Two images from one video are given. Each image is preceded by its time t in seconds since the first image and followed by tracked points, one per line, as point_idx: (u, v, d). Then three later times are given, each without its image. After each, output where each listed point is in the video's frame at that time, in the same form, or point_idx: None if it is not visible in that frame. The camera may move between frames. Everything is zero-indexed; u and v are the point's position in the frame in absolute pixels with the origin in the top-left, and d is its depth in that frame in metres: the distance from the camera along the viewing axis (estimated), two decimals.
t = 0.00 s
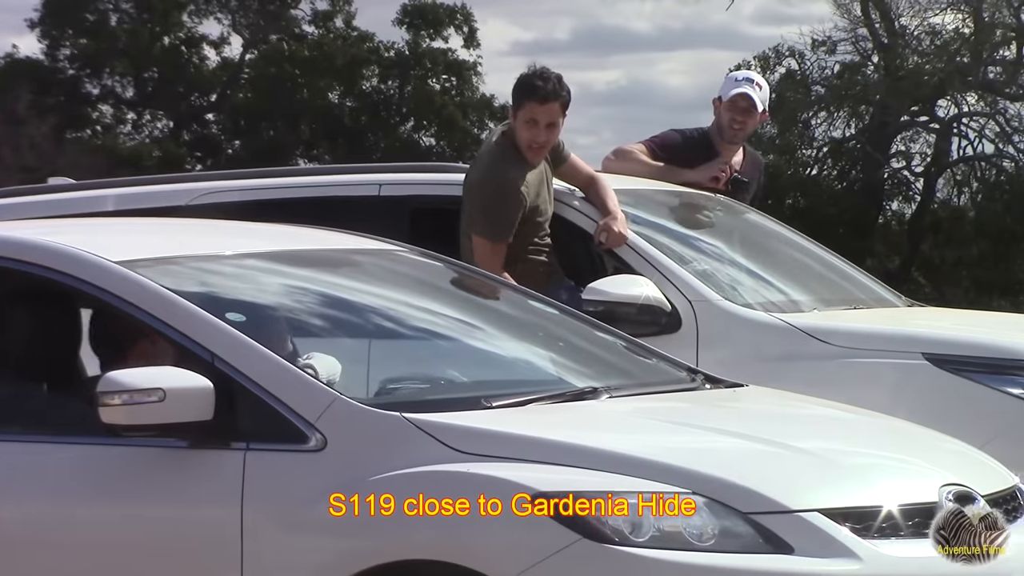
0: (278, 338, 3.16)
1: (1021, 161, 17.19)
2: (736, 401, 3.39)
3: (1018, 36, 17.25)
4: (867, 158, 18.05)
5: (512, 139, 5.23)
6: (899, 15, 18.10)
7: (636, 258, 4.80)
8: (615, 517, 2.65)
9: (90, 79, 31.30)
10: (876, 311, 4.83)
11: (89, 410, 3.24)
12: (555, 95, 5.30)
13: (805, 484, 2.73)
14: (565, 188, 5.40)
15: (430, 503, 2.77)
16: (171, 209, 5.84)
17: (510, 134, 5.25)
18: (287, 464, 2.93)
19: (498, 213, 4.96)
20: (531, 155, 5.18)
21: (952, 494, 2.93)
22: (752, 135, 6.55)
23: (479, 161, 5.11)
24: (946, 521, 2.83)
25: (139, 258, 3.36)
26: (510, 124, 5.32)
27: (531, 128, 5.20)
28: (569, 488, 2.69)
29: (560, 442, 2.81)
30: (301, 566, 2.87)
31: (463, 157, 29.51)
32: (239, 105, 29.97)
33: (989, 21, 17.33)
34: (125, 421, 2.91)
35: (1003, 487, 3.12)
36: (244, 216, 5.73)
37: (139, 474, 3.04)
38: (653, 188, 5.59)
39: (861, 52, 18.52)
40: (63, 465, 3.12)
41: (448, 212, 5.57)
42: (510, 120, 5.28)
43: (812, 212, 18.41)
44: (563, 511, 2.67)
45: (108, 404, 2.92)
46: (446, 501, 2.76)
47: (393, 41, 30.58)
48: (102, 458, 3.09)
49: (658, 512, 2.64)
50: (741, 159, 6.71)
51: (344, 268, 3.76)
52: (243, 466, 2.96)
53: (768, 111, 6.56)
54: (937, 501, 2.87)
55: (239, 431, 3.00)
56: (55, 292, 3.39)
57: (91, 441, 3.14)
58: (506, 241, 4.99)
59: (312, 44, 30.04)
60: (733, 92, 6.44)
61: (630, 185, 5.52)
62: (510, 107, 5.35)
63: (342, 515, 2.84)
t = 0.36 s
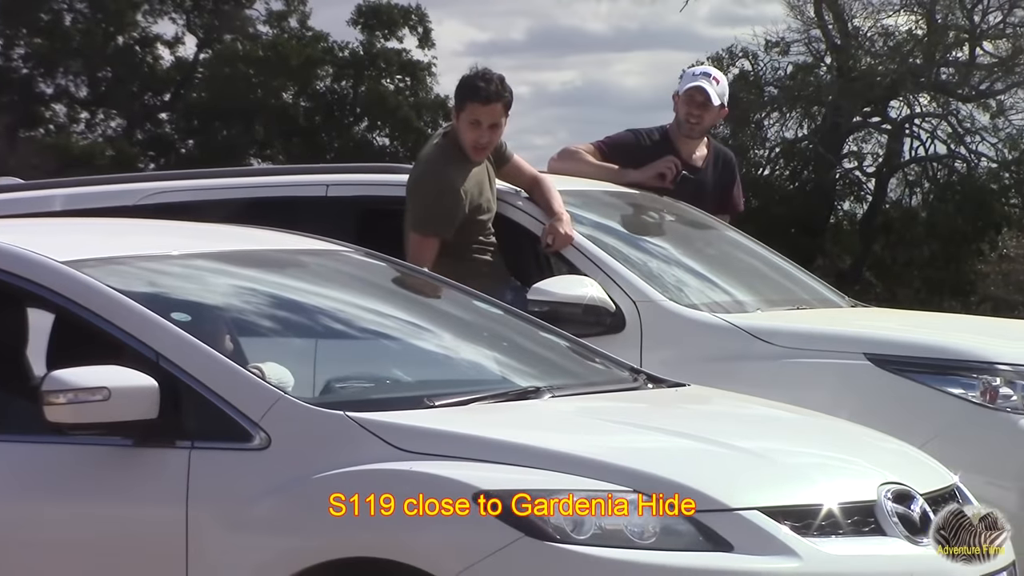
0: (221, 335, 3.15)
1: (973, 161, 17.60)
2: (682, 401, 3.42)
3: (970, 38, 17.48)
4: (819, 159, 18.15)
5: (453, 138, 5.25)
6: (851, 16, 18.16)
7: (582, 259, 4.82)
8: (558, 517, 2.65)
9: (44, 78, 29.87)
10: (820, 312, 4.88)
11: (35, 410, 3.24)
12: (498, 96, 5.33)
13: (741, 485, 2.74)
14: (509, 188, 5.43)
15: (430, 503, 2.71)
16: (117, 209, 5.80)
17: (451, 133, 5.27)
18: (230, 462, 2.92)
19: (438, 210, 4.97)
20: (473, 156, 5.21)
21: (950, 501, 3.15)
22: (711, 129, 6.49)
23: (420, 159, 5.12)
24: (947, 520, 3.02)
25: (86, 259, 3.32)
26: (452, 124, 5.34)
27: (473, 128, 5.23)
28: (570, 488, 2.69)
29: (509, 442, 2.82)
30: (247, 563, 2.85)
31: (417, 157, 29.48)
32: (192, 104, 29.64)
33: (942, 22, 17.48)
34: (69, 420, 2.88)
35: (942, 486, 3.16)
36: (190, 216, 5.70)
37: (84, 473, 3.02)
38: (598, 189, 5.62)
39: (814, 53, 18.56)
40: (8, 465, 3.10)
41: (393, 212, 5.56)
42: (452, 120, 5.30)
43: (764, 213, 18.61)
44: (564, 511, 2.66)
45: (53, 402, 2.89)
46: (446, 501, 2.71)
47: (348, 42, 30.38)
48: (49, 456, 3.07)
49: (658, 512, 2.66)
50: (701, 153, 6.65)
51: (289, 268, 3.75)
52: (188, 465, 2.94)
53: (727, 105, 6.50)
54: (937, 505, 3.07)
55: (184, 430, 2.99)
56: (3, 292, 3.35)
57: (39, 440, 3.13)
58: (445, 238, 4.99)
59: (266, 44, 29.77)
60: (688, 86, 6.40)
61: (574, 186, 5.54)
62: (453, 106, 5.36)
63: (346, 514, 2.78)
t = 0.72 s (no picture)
0: (193, 346, 3.13)
1: (948, 167, 17.61)
2: (657, 410, 3.41)
3: (944, 43, 17.51)
4: (794, 165, 18.23)
5: (429, 150, 5.21)
6: (824, 21, 18.18)
7: (555, 266, 4.81)
8: (529, 525, 2.65)
9: (18, 84, 29.74)
10: (791, 320, 4.91)
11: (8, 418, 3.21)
12: (475, 111, 5.28)
13: (718, 493, 2.75)
14: (482, 197, 5.42)
15: (430, 503, 2.70)
16: (90, 217, 5.76)
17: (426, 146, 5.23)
18: (204, 471, 2.89)
19: (410, 227, 4.96)
20: (447, 170, 5.17)
21: (950, 507, 3.34)
22: (697, 139, 6.44)
23: (394, 173, 5.09)
24: (947, 521, 3.18)
25: (60, 268, 3.30)
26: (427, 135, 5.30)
27: (449, 142, 5.18)
28: (569, 489, 2.69)
29: (483, 451, 2.81)
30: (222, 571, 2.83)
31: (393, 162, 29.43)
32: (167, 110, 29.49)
33: (916, 27, 17.55)
34: (43, 430, 2.86)
35: (913, 493, 3.18)
36: (164, 224, 5.66)
37: (59, 481, 2.99)
38: (569, 197, 5.62)
39: (787, 58, 18.60)
40: None
41: (366, 220, 5.55)
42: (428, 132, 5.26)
43: (741, 219, 18.71)
44: (563, 511, 2.65)
45: (26, 412, 2.86)
46: (446, 501, 2.69)
47: (322, 47, 30.29)
48: (22, 465, 3.04)
49: (657, 513, 2.67)
50: (690, 162, 6.59)
51: (262, 276, 3.73)
52: (161, 474, 2.92)
53: (714, 116, 6.45)
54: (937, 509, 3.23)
55: (157, 439, 2.96)
56: None
57: (12, 449, 3.09)
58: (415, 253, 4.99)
59: (241, 49, 29.62)
60: (675, 95, 6.37)
61: (547, 194, 5.55)
62: (429, 117, 5.32)
63: (345, 514, 2.74)
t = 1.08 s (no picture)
0: (210, 344, 3.13)
1: (964, 169, 17.49)
2: (676, 410, 3.40)
3: (960, 45, 17.43)
4: (809, 166, 18.17)
5: (448, 150, 5.18)
6: (841, 24, 18.06)
7: (572, 265, 4.81)
8: (547, 524, 2.65)
9: (34, 84, 29.59)
10: (809, 320, 4.89)
11: (23, 415, 3.23)
12: (494, 110, 5.22)
13: (731, 492, 2.74)
14: (501, 196, 5.42)
15: (430, 503, 2.70)
16: (106, 214, 5.79)
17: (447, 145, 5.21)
18: (219, 469, 2.90)
19: (426, 230, 4.96)
20: (466, 170, 5.15)
21: (952, 504, 3.22)
22: (729, 138, 6.40)
23: (413, 174, 5.08)
24: (946, 521, 3.08)
25: (76, 264, 3.31)
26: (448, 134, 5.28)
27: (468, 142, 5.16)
28: (571, 489, 2.69)
29: (501, 450, 2.81)
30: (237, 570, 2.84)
31: (408, 163, 29.51)
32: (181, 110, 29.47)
33: (932, 30, 17.42)
34: (59, 426, 2.87)
35: (933, 494, 3.16)
36: (179, 222, 5.69)
37: (75, 477, 3.00)
38: (586, 196, 5.62)
39: (804, 60, 18.47)
40: None
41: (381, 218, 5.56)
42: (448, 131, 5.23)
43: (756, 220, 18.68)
44: (564, 511, 2.66)
45: (42, 408, 2.88)
46: (446, 501, 2.70)
47: (338, 47, 30.29)
48: (37, 462, 3.06)
49: (659, 512, 2.67)
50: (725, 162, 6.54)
51: (278, 273, 3.74)
52: (177, 470, 2.93)
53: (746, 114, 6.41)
54: (936, 509, 3.13)
55: (173, 436, 2.97)
56: None
57: (26, 446, 3.11)
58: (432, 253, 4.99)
59: (256, 49, 29.62)
60: (707, 94, 6.35)
61: (565, 194, 5.55)
62: (449, 116, 5.29)
63: (345, 514, 2.76)
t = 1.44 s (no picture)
0: (210, 342, 3.13)
1: (966, 166, 17.49)
2: (677, 406, 3.40)
3: (962, 41, 17.43)
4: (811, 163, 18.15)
5: (440, 147, 5.25)
6: (843, 19, 18.08)
7: (573, 263, 4.81)
8: (548, 521, 2.64)
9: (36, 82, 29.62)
10: (811, 316, 4.88)
11: (23, 414, 3.23)
12: (482, 103, 5.27)
13: (734, 489, 2.73)
14: (502, 193, 5.44)
15: (430, 503, 2.69)
16: (107, 213, 5.80)
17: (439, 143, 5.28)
18: (219, 465, 2.90)
19: (419, 222, 4.98)
20: (458, 164, 5.19)
21: (953, 502, 3.21)
22: (727, 129, 6.37)
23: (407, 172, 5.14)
24: (946, 521, 3.06)
25: (75, 263, 3.31)
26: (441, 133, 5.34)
27: (457, 135, 5.22)
28: (568, 488, 2.68)
29: (501, 446, 2.81)
30: (237, 568, 2.84)
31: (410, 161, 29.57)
32: (183, 109, 29.48)
33: (933, 26, 17.42)
34: (59, 424, 2.87)
35: (934, 490, 3.16)
36: (179, 220, 5.69)
37: (77, 474, 3.00)
38: (584, 193, 5.61)
39: (806, 57, 18.50)
40: None
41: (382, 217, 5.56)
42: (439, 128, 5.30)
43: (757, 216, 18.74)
44: (563, 511, 2.65)
45: (42, 407, 2.87)
46: (445, 502, 2.69)
47: (339, 45, 30.29)
48: (37, 459, 3.06)
49: (657, 513, 2.65)
50: (724, 152, 6.51)
51: (279, 271, 3.73)
52: (177, 467, 2.93)
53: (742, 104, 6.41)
54: (935, 507, 3.11)
55: (173, 433, 2.97)
56: None
57: (26, 444, 3.11)
58: (428, 246, 5.00)
59: (258, 48, 29.61)
60: (703, 88, 6.34)
61: (564, 190, 5.55)
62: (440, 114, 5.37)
63: (345, 514, 2.76)
